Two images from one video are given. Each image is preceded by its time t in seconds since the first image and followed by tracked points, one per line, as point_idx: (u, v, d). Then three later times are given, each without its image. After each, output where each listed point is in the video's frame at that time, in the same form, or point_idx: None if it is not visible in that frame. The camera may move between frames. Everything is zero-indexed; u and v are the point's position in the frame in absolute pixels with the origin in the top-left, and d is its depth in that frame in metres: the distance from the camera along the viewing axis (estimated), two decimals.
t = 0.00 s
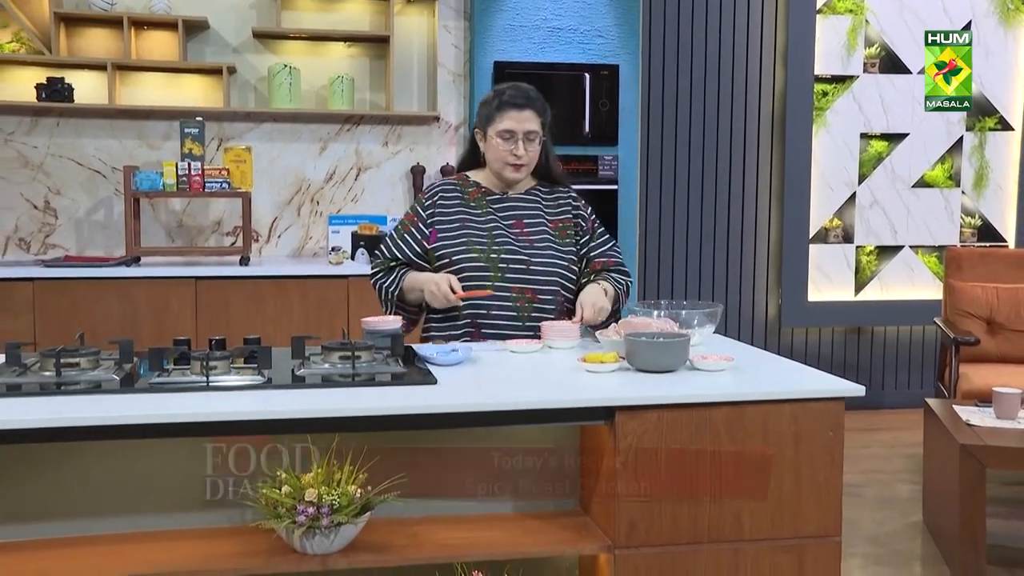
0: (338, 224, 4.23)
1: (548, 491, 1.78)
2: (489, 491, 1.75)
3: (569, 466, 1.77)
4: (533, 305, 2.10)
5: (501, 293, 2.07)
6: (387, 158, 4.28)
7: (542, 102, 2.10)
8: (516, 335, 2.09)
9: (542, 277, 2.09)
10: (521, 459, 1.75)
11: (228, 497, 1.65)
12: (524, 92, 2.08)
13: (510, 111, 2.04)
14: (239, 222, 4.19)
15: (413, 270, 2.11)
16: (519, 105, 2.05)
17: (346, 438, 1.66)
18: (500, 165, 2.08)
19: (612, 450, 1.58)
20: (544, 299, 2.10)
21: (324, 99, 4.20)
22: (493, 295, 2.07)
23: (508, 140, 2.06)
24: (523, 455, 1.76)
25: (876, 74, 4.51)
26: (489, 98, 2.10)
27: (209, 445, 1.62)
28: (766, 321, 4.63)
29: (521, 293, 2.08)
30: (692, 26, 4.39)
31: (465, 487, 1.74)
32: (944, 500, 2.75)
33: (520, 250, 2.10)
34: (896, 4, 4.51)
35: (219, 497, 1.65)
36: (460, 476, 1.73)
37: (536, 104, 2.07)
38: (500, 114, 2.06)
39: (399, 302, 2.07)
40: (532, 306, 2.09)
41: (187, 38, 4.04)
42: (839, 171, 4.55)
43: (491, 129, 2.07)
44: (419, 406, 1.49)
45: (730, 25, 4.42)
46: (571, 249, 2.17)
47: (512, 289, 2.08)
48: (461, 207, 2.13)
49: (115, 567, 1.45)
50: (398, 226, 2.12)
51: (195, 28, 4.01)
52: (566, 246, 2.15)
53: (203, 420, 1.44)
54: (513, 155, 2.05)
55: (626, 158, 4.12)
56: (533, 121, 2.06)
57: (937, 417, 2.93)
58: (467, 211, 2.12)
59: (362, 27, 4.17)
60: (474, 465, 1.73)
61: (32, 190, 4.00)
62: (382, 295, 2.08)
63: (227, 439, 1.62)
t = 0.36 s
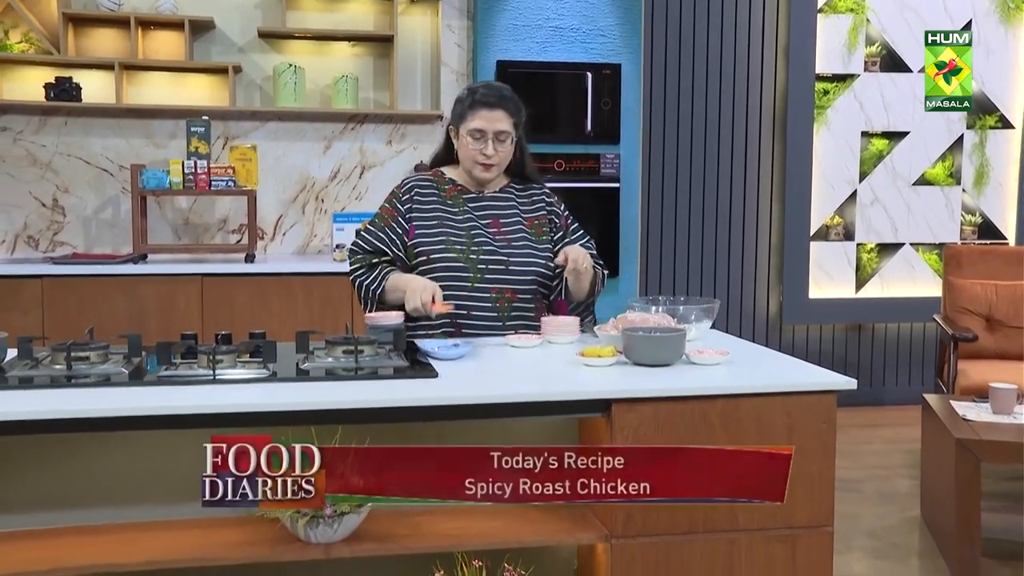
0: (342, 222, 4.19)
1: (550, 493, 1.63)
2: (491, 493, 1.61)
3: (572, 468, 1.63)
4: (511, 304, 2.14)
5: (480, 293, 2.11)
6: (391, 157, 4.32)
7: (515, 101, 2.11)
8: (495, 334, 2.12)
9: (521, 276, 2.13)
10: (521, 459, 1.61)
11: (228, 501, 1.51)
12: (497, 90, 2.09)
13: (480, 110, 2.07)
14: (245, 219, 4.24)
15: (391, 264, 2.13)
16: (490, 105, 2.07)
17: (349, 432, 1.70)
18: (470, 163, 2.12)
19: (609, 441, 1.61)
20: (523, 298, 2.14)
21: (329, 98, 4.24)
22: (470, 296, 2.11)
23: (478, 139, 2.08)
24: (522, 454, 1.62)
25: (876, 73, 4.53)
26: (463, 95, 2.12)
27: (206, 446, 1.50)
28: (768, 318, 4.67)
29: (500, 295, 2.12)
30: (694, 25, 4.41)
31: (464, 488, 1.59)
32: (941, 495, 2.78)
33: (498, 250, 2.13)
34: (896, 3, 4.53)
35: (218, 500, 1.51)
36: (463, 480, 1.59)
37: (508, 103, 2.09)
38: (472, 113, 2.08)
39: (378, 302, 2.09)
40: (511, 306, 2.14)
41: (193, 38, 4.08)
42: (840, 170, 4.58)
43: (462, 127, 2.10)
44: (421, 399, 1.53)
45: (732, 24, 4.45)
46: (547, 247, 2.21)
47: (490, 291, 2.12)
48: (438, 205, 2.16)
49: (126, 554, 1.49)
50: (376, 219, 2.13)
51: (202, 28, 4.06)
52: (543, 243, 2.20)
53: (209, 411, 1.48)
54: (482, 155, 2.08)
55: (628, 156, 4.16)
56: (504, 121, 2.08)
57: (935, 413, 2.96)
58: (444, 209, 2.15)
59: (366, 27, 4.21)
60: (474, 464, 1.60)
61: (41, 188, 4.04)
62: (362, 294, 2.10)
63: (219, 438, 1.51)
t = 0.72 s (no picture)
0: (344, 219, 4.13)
1: (550, 492, 1.64)
2: (491, 494, 1.61)
3: (570, 467, 1.63)
4: (509, 302, 2.18)
5: (480, 292, 2.15)
6: (392, 155, 4.36)
7: (512, 103, 2.17)
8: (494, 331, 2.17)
9: (519, 275, 2.17)
10: (522, 459, 1.62)
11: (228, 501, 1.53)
12: (496, 92, 2.15)
13: (483, 111, 2.10)
14: (246, 218, 4.28)
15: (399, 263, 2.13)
16: (492, 106, 2.11)
17: (348, 424, 1.74)
18: (472, 164, 2.13)
19: (602, 433, 1.64)
20: (521, 296, 2.18)
21: (329, 97, 4.28)
22: (469, 294, 2.14)
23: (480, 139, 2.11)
24: (522, 454, 1.62)
25: (873, 73, 4.57)
26: (460, 97, 2.16)
27: (206, 446, 1.52)
28: (765, 315, 4.70)
29: (498, 293, 2.16)
30: (691, 25, 4.45)
31: (464, 487, 1.60)
32: (934, 489, 2.82)
33: (496, 249, 2.16)
34: (893, 2, 4.56)
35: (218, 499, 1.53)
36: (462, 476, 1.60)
37: (507, 104, 2.14)
38: (473, 114, 2.11)
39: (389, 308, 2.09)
40: (508, 304, 2.17)
41: (195, 38, 4.12)
42: (837, 168, 4.61)
43: (463, 129, 2.12)
44: (418, 391, 1.56)
45: (730, 24, 4.48)
46: (542, 245, 2.25)
47: (489, 289, 2.15)
48: (436, 205, 2.18)
49: (131, 543, 1.53)
50: (378, 221, 2.15)
51: (203, 28, 4.10)
52: (538, 242, 2.23)
53: (211, 404, 1.51)
54: (485, 155, 2.11)
55: (626, 155, 4.19)
56: (504, 122, 2.12)
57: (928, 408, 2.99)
58: (442, 209, 2.18)
59: (367, 26, 4.25)
60: (474, 463, 1.61)
61: (45, 187, 4.08)
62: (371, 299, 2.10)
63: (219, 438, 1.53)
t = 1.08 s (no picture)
0: (345, 219, 4.16)
1: (550, 492, 1.69)
2: (491, 493, 1.67)
3: (569, 467, 1.68)
4: (526, 303, 2.22)
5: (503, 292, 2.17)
6: (394, 154, 4.40)
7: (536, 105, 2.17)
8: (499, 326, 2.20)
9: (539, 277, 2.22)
10: (521, 459, 1.67)
11: (228, 499, 1.59)
12: (522, 93, 2.14)
13: (513, 111, 2.10)
14: (250, 216, 4.32)
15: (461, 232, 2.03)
16: (523, 106, 2.11)
17: (349, 419, 1.77)
18: (499, 163, 2.12)
19: (597, 427, 1.68)
20: (538, 298, 2.23)
21: (332, 97, 4.32)
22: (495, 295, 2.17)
23: (509, 139, 2.10)
24: (522, 454, 1.68)
25: (872, 72, 4.59)
26: (485, 97, 2.13)
27: (206, 446, 1.57)
28: (764, 313, 4.74)
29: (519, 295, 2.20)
30: (691, 25, 4.48)
31: (465, 487, 1.65)
32: (929, 485, 2.85)
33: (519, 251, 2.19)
34: (891, 3, 4.59)
35: (218, 499, 1.59)
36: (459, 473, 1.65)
37: (534, 106, 2.14)
38: (502, 113, 2.10)
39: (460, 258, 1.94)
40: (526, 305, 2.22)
41: (199, 38, 4.16)
42: (836, 167, 4.64)
43: (491, 128, 2.10)
44: (418, 386, 1.60)
45: (729, 23, 4.51)
46: (553, 246, 2.31)
47: (510, 289, 2.18)
48: (468, 200, 2.15)
49: (138, 534, 1.57)
50: (427, 198, 2.07)
51: (207, 28, 4.13)
52: (551, 244, 2.29)
53: (214, 398, 1.55)
54: (515, 154, 2.11)
55: (626, 154, 4.22)
56: (532, 122, 2.13)
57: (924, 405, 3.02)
58: (472, 204, 2.15)
59: (369, 27, 4.28)
60: (474, 463, 1.66)
61: (50, 186, 4.12)
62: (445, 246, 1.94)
63: (219, 438, 1.58)
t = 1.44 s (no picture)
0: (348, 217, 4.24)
1: (550, 492, 1.72)
2: (491, 493, 1.69)
3: (569, 467, 1.71)
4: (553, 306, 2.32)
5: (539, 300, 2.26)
6: (396, 154, 4.44)
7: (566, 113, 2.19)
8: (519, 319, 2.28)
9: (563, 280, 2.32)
10: (522, 459, 1.70)
11: (228, 500, 1.62)
12: (555, 99, 2.15)
13: (546, 115, 2.10)
14: (253, 215, 4.36)
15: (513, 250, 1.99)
16: (555, 111, 2.12)
17: (349, 413, 1.80)
18: (528, 164, 2.12)
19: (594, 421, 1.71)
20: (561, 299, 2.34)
21: (334, 97, 4.36)
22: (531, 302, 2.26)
23: (541, 142, 2.10)
24: (522, 455, 1.70)
25: (870, 72, 4.62)
26: (518, 99, 2.13)
27: (206, 446, 1.60)
28: (764, 312, 4.77)
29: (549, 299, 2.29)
30: (692, 26, 4.51)
31: (465, 487, 1.68)
32: (924, 481, 2.88)
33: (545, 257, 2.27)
34: (890, 4, 4.61)
35: (218, 499, 1.62)
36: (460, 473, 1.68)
37: (564, 112, 2.16)
38: (535, 115, 2.10)
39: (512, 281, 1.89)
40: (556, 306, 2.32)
41: (203, 40, 4.20)
42: (835, 167, 4.67)
43: (524, 130, 2.10)
44: (417, 380, 1.63)
45: (729, 24, 4.54)
46: (569, 243, 2.38)
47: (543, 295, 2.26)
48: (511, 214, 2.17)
49: (143, 526, 1.61)
50: (483, 213, 1.99)
51: (211, 29, 4.18)
52: (568, 242, 2.35)
53: (217, 393, 1.58)
54: (545, 156, 2.11)
55: (626, 154, 4.25)
56: (562, 127, 2.14)
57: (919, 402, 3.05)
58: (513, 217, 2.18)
59: (371, 28, 4.32)
60: (474, 464, 1.68)
61: (56, 186, 4.17)
62: (500, 268, 1.89)
63: (219, 438, 1.60)
